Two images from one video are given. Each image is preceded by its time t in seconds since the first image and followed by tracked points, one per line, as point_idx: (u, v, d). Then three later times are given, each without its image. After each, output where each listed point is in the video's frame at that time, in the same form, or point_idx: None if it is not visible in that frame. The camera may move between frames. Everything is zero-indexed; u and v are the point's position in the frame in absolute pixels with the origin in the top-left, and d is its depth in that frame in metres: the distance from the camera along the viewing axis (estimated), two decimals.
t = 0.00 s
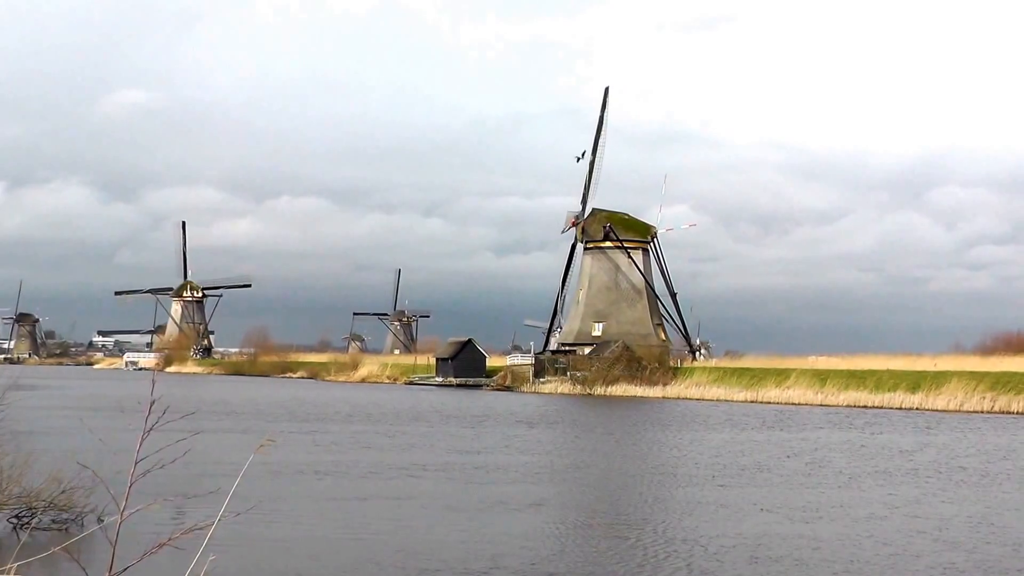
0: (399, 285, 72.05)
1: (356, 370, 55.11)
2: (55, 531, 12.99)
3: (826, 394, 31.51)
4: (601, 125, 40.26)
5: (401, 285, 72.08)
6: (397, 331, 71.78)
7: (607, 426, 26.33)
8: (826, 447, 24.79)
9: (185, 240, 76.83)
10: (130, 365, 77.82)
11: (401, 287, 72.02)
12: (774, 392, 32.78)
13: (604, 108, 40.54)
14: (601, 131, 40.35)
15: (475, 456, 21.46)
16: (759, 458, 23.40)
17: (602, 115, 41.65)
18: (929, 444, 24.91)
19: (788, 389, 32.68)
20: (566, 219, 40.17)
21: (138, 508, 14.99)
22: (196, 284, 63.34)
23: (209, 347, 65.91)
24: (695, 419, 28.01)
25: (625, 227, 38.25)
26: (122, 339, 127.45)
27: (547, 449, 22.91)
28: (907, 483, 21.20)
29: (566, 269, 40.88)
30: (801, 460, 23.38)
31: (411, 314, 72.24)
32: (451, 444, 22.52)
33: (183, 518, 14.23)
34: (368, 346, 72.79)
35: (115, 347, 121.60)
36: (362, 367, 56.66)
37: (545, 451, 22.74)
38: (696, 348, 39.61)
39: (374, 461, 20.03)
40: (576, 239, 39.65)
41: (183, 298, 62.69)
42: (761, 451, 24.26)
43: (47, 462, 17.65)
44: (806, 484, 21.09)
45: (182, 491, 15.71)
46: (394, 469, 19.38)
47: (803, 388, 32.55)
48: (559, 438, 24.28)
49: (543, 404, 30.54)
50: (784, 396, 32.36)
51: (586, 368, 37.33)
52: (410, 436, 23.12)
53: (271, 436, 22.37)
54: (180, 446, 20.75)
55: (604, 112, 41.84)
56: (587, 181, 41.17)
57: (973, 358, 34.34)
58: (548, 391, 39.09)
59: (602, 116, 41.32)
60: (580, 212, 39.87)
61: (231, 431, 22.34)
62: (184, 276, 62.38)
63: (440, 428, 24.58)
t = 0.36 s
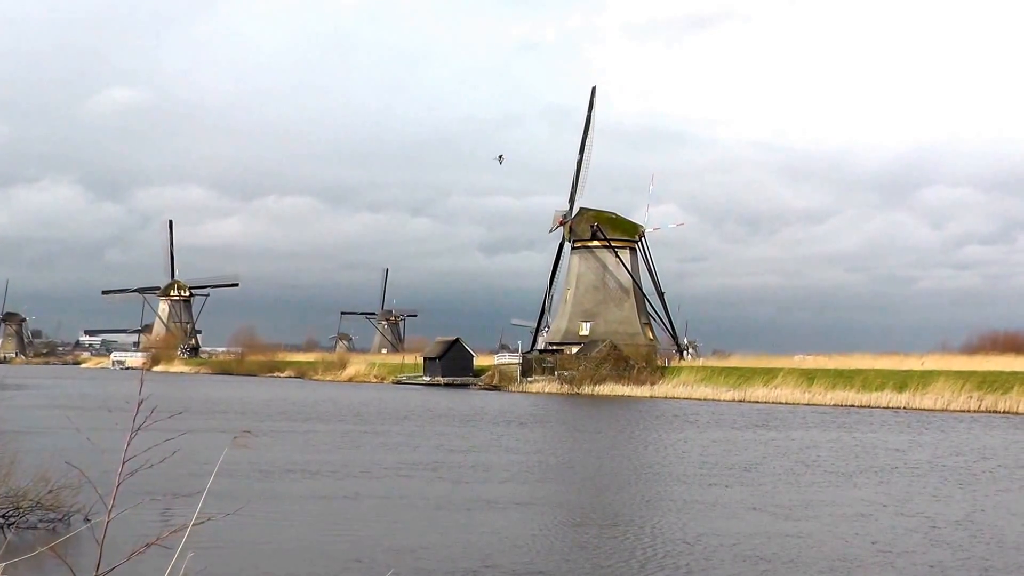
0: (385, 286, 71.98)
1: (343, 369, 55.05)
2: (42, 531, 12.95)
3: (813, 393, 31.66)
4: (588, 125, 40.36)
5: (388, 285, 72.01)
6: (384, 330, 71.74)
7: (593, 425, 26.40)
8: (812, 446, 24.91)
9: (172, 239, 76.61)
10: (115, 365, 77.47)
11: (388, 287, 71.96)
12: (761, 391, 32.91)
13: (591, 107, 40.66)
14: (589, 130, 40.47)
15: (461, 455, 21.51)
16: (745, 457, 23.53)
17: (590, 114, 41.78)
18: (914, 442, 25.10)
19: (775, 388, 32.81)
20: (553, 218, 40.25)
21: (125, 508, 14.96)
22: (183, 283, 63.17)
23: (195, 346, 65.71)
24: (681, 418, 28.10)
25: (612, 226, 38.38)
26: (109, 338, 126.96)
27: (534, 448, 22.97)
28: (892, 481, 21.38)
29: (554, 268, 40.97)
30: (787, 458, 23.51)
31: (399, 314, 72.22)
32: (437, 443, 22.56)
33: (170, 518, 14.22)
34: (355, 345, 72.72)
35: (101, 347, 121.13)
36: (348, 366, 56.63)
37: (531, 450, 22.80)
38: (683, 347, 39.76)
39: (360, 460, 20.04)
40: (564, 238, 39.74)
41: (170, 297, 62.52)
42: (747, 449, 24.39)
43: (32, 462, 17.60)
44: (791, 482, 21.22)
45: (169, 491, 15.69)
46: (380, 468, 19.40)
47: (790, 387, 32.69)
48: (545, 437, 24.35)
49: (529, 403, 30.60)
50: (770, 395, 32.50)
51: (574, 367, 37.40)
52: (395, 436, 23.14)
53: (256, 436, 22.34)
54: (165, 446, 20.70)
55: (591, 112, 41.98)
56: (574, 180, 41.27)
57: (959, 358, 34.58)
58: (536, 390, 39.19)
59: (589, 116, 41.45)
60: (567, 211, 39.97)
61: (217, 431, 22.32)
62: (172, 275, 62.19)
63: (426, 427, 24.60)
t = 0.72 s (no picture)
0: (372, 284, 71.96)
1: (331, 369, 55.01)
2: (29, 530, 12.92)
3: (800, 392, 31.79)
4: (575, 125, 40.46)
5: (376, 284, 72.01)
6: (372, 329, 71.67)
7: (581, 423, 26.46)
8: (799, 445, 25.01)
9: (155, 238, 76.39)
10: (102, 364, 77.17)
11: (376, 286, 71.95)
12: (749, 390, 33.02)
13: (579, 107, 40.75)
14: (576, 130, 40.55)
15: (448, 454, 21.53)
16: (732, 455, 23.62)
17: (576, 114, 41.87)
18: (900, 441, 25.26)
19: (763, 388, 32.92)
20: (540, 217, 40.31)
21: (112, 508, 14.94)
22: (171, 282, 63.00)
23: (183, 345, 65.50)
24: (668, 417, 28.18)
25: (599, 225, 38.48)
26: (96, 337, 126.48)
27: (521, 447, 23.01)
28: (877, 479, 21.51)
29: (541, 267, 41.04)
30: (773, 457, 23.62)
31: (386, 313, 72.17)
32: (424, 442, 22.57)
33: (156, 517, 14.20)
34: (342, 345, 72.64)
35: (88, 346, 120.63)
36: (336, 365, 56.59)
37: (518, 449, 22.84)
38: (670, 346, 39.90)
39: (346, 459, 20.02)
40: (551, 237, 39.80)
41: (158, 296, 62.36)
42: (734, 448, 24.48)
43: (17, 462, 17.52)
44: (777, 480, 21.32)
45: (156, 490, 15.66)
46: (367, 467, 19.41)
47: (777, 386, 32.81)
48: (532, 436, 24.39)
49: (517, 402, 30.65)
50: (758, 394, 32.62)
51: (562, 366, 37.47)
52: (382, 435, 23.14)
53: (242, 435, 22.31)
54: (151, 446, 20.65)
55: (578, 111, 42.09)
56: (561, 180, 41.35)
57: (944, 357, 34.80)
58: (523, 389, 39.27)
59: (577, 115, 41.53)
60: (555, 210, 40.04)
61: (203, 430, 22.27)
62: (159, 274, 62.02)
63: (412, 426, 24.61)
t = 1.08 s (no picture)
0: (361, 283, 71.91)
1: (319, 367, 54.96)
2: (15, 529, 12.89)
3: (787, 391, 31.94)
4: (563, 124, 40.52)
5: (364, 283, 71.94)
6: (359, 328, 71.61)
7: (568, 422, 26.54)
8: (784, 443, 25.15)
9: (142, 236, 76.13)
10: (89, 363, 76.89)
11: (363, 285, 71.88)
12: (735, 389, 33.15)
13: (566, 105, 40.82)
14: (563, 128, 40.62)
15: (435, 452, 21.57)
16: (718, 454, 23.72)
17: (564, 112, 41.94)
18: (884, 439, 25.43)
19: (749, 386, 33.07)
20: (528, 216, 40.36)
21: (99, 506, 14.92)
22: (158, 281, 62.82)
23: (170, 344, 65.33)
24: (654, 415, 28.29)
25: (586, 224, 38.60)
26: (83, 335, 125.93)
27: (508, 445, 23.06)
28: (862, 477, 21.65)
29: (528, 266, 41.12)
30: (758, 455, 23.74)
31: (374, 312, 72.13)
32: (411, 441, 22.61)
33: (144, 516, 14.20)
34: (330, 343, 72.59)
35: (75, 344, 120.22)
36: (324, 364, 56.56)
37: (505, 447, 22.89)
38: (657, 345, 40.05)
39: (333, 457, 20.05)
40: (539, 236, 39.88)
41: (145, 295, 62.17)
42: (720, 446, 24.60)
43: (3, 461, 17.48)
44: (762, 478, 21.44)
45: (143, 489, 15.66)
46: (354, 465, 19.44)
47: (763, 385, 32.95)
48: (518, 434, 24.45)
49: (505, 400, 30.71)
50: (743, 393, 32.77)
51: (548, 364, 37.56)
52: (369, 433, 23.16)
53: (228, 434, 22.28)
54: (138, 446, 20.62)
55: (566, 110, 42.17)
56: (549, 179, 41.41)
57: (930, 355, 35.02)
58: (511, 387, 39.37)
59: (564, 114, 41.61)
60: (542, 209, 40.11)
61: (189, 429, 22.25)
62: (147, 273, 61.84)
63: (399, 425, 24.65)
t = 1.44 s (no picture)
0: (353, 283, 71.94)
1: (311, 367, 54.95)
2: (9, 528, 12.92)
3: (777, 391, 32.08)
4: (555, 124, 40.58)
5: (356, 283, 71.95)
6: (352, 328, 71.63)
7: (560, 422, 26.61)
8: (775, 443, 25.28)
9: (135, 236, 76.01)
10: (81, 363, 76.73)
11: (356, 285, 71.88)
12: (726, 390, 33.28)
13: (559, 106, 40.89)
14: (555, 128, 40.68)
15: (427, 452, 21.64)
16: (709, 453, 23.83)
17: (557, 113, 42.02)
18: (875, 439, 25.58)
19: (740, 386, 33.21)
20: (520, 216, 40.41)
21: (92, 506, 14.97)
22: (151, 281, 62.72)
23: (162, 344, 65.24)
24: (646, 415, 28.40)
25: (579, 225, 38.69)
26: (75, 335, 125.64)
27: (500, 445, 23.14)
28: (852, 477, 21.77)
29: (520, 266, 41.17)
30: (749, 454, 23.85)
31: (367, 312, 72.13)
32: (403, 440, 22.67)
33: (136, 516, 14.24)
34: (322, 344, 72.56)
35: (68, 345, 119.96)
36: (316, 364, 56.56)
37: (496, 447, 22.97)
38: (649, 345, 40.17)
39: (325, 457, 20.11)
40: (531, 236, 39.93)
41: (138, 295, 62.09)
42: (711, 446, 24.71)
43: None
44: (753, 478, 21.55)
45: (135, 488, 15.70)
46: (346, 465, 19.49)
47: (754, 385, 33.08)
48: (510, 434, 24.53)
49: (497, 400, 30.79)
50: (734, 393, 32.90)
51: (540, 364, 37.62)
52: (361, 433, 23.22)
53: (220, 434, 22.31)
54: (130, 446, 20.65)
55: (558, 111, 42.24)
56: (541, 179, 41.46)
57: (920, 355, 35.20)
58: (503, 387, 39.43)
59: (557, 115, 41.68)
60: (534, 209, 40.17)
61: (182, 429, 22.27)
62: (140, 273, 61.74)
63: (391, 425, 24.70)
